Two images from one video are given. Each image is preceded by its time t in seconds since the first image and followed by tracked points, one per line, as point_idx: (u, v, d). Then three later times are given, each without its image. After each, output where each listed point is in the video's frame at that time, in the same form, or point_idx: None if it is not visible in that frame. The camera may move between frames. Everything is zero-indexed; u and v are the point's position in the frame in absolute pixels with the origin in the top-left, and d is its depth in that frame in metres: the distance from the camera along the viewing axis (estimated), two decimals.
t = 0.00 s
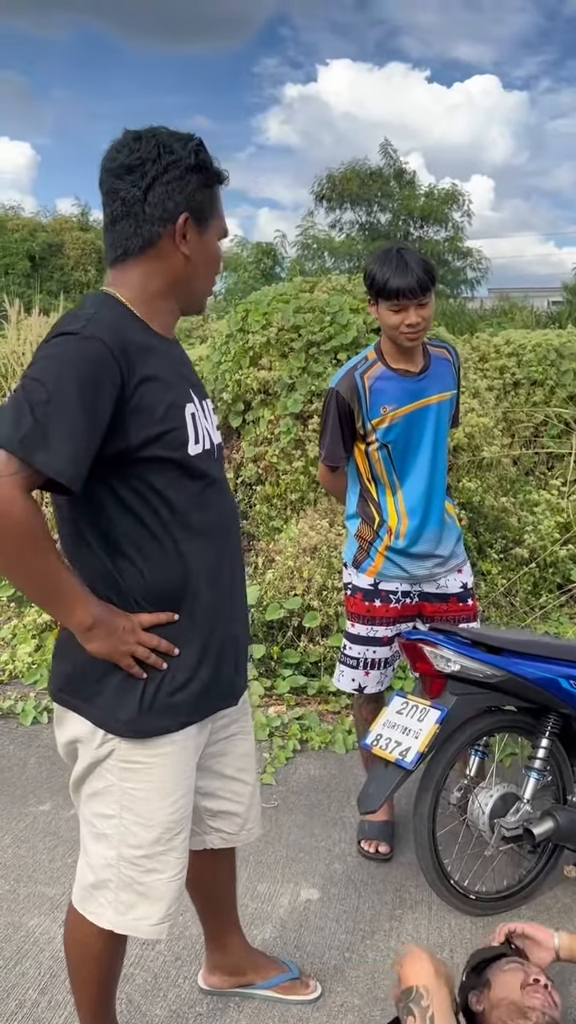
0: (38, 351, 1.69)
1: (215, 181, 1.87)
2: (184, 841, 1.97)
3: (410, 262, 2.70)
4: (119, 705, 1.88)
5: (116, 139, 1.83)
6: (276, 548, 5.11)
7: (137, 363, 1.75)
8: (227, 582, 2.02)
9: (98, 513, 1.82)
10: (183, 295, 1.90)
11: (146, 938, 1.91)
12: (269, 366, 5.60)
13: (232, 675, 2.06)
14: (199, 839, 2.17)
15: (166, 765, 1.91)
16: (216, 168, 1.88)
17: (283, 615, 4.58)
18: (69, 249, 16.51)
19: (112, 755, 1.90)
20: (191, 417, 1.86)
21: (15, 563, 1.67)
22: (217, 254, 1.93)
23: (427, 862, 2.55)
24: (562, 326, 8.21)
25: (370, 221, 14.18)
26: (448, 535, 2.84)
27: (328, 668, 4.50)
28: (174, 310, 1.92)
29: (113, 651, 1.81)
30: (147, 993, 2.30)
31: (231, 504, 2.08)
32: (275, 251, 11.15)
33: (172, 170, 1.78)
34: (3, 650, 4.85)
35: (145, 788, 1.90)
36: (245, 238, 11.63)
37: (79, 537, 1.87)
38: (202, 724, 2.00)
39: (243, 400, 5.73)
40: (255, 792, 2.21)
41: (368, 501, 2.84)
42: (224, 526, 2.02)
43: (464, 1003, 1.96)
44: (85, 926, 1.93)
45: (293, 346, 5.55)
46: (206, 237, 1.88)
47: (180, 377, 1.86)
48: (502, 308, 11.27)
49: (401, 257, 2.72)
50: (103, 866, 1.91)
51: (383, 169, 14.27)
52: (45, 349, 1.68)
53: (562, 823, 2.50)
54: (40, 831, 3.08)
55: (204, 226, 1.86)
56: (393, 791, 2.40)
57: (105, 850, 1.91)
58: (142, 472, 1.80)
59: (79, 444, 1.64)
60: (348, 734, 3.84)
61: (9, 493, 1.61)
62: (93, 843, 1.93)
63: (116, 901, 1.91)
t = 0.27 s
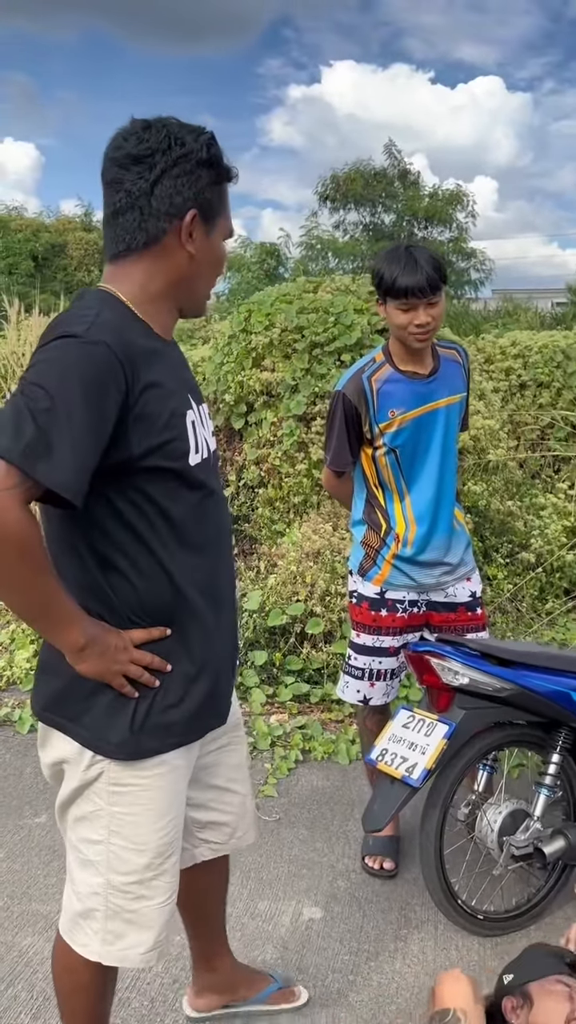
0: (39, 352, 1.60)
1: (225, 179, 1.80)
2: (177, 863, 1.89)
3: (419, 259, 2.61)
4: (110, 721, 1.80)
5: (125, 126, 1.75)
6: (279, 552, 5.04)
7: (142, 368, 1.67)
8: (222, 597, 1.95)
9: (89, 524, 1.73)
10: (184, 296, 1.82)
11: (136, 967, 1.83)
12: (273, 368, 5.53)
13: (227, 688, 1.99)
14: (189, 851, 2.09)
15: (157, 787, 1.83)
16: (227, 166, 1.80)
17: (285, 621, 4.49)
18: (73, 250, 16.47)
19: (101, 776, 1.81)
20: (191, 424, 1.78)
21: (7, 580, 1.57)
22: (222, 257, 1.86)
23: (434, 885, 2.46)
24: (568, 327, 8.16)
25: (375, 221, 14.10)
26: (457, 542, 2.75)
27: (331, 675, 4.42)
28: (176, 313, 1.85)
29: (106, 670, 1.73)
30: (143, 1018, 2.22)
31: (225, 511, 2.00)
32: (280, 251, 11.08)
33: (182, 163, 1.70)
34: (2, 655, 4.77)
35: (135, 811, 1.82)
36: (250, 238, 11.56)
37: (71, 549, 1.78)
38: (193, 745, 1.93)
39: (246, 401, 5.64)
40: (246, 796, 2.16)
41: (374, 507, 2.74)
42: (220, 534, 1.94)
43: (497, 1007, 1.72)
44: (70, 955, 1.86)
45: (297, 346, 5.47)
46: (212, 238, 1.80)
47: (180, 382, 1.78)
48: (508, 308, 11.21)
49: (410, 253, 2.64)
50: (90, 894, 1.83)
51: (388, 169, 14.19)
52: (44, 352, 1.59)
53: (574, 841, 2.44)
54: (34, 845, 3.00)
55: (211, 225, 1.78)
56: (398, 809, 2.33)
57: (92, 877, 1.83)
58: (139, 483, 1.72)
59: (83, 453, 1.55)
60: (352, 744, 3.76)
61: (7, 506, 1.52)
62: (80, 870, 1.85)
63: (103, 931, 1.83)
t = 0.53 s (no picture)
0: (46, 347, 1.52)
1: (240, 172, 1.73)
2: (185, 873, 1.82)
3: (422, 255, 2.57)
4: (119, 728, 1.72)
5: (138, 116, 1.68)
6: (282, 555, 4.97)
7: (151, 363, 1.60)
8: (231, 600, 1.88)
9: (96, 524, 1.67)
10: (195, 291, 1.75)
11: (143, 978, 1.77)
12: (277, 368, 5.46)
13: (234, 695, 1.92)
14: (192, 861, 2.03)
15: (166, 796, 1.76)
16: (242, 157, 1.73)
17: (288, 625, 4.42)
18: (77, 250, 16.44)
19: (108, 786, 1.74)
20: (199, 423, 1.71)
21: (10, 580, 1.50)
22: (236, 253, 1.79)
23: (440, 900, 2.39)
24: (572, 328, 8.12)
25: (379, 222, 14.03)
26: (466, 547, 2.68)
27: (334, 680, 4.35)
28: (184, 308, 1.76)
29: (115, 675, 1.66)
30: None
31: (235, 511, 1.93)
32: (283, 252, 11.01)
33: (195, 155, 1.63)
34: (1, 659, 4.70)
35: (143, 821, 1.74)
36: (251, 239, 11.48)
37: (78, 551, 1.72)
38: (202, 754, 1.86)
39: (249, 402, 5.57)
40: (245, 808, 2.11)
41: (380, 510, 2.67)
42: (229, 535, 1.87)
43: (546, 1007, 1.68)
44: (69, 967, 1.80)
45: (301, 346, 5.40)
46: (225, 231, 1.72)
47: (189, 379, 1.71)
48: (512, 310, 11.16)
49: (415, 249, 2.59)
50: (94, 906, 1.76)
51: (392, 169, 14.12)
52: (49, 345, 1.52)
53: None
54: (31, 856, 2.92)
55: (225, 220, 1.71)
56: (403, 822, 2.26)
57: (98, 889, 1.76)
58: (146, 482, 1.65)
59: (89, 450, 1.48)
60: (355, 752, 3.69)
61: (10, 502, 1.44)
62: (85, 881, 1.78)
63: (108, 943, 1.76)
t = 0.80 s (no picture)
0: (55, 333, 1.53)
1: (215, 154, 1.71)
2: (184, 875, 1.77)
3: (418, 250, 2.52)
4: (117, 728, 1.68)
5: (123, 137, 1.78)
6: (284, 557, 4.93)
7: (157, 350, 1.60)
8: (234, 599, 1.83)
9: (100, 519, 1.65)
10: (187, 283, 1.73)
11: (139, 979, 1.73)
12: (279, 369, 5.43)
13: (235, 697, 1.87)
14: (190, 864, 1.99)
15: (164, 797, 1.72)
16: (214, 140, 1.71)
17: (289, 628, 4.37)
18: (83, 251, 16.41)
19: (106, 787, 1.69)
20: (202, 418, 1.71)
21: (24, 570, 1.49)
22: (228, 236, 1.73)
23: (439, 911, 2.34)
24: None
25: (385, 224, 13.99)
26: (468, 553, 2.64)
27: (335, 684, 4.31)
28: (183, 305, 1.76)
29: (114, 675, 1.62)
30: None
31: (239, 511, 1.89)
32: (288, 254, 10.96)
33: (152, 149, 1.67)
34: None
35: (140, 822, 1.70)
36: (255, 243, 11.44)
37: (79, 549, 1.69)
38: (202, 752, 1.82)
39: (252, 404, 5.54)
40: (245, 811, 2.08)
41: (377, 513, 2.64)
42: (234, 535, 1.84)
43: None
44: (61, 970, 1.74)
45: (304, 347, 5.36)
46: (203, 214, 1.69)
47: (188, 372, 1.70)
48: (518, 313, 11.12)
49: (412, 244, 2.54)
50: (89, 908, 1.71)
51: (398, 172, 14.07)
52: (58, 329, 1.52)
53: None
54: (25, 862, 2.88)
55: (199, 202, 1.68)
56: (402, 830, 2.22)
57: (93, 891, 1.71)
58: (147, 474, 1.63)
59: (104, 434, 1.48)
60: (356, 757, 3.64)
61: (28, 488, 1.44)
62: (80, 883, 1.73)
63: (104, 945, 1.71)
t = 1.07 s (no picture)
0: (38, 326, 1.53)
1: (189, 151, 1.70)
2: (164, 872, 1.76)
3: (403, 246, 2.53)
4: (98, 723, 1.68)
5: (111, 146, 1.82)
6: (282, 558, 4.92)
7: (142, 343, 1.60)
8: (224, 594, 1.81)
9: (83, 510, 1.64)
10: (170, 282, 1.74)
11: (117, 975, 1.72)
12: (280, 369, 5.42)
13: (224, 694, 1.85)
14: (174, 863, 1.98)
15: (145, 793, 1.70)
16: (187, 137, 1.71)
17: (286, 629, 4.35)
18: (90, 252, 16.41)
19: (85, 782, 1.68)
20: (192, 412, 1.70)
21: (13, 562, 1.48)
22: (206, 231, 1.71)
23: (428, 915, 2.33)
24: None
25: (391, 225, 13.96)
26: (460, 556, 2.62)
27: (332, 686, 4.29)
28: (172, 304, 1.77)
29: (99, 665, 1.60)
30: None
31: (232, 507, 1.88)
32: (293, 255, 10.94)
33: (128, 155, 1.71)
34: None
35: (119, 817, 1.68)
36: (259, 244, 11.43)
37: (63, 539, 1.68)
38: (187, 748, 1.81)
39: (252, 404, 5.53)
40: (234, 815, 2.07)
41: (367, 515, 2.63)
42: (224, 531, 1.82)
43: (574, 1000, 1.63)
44: (41, 966, 1.73)
45: (304, 347, 5.35)
46: (179, 212, 1.69)
47: (177, 368, 1.69)
48: (524, 315, 11.08)
49: (398, 241, 2.54)
50: (69, 904, 1.69)
51: (404, 172, 14.04)
52: (43, 324, 1.53)
53: None
54: (15, 863, 2.88)
55: (171, 200, 1.69)
56: (390, 833, 2.20)
57: (72, 886, 1.70)
58: (130, 467, 1.62)
59: (86, 424, 1.47)
60: (350, 759, 3.62)
61: (11, 478, 1.44)
62: (59, 879, 1.72)
63: (82, 940, 1.70)
